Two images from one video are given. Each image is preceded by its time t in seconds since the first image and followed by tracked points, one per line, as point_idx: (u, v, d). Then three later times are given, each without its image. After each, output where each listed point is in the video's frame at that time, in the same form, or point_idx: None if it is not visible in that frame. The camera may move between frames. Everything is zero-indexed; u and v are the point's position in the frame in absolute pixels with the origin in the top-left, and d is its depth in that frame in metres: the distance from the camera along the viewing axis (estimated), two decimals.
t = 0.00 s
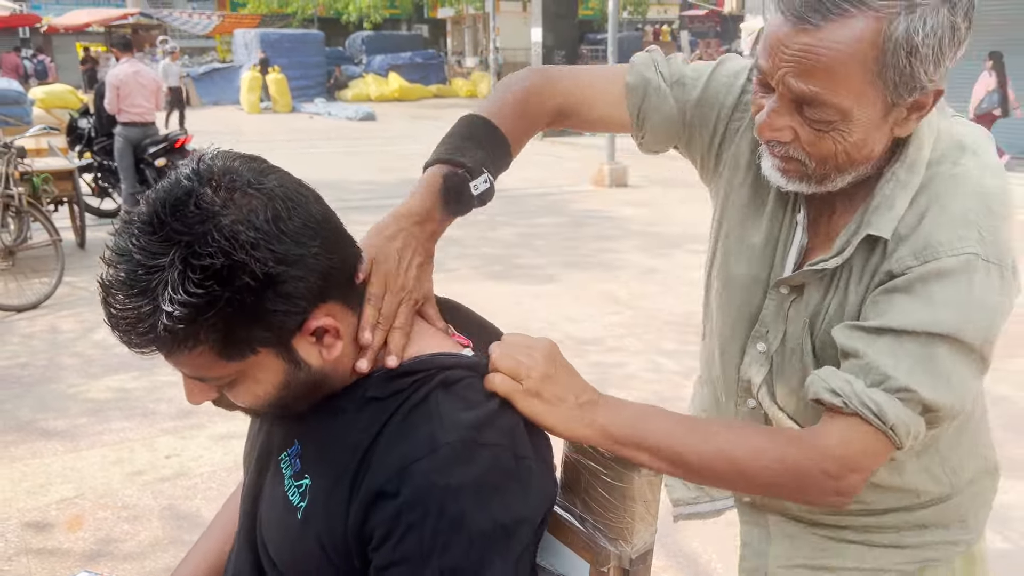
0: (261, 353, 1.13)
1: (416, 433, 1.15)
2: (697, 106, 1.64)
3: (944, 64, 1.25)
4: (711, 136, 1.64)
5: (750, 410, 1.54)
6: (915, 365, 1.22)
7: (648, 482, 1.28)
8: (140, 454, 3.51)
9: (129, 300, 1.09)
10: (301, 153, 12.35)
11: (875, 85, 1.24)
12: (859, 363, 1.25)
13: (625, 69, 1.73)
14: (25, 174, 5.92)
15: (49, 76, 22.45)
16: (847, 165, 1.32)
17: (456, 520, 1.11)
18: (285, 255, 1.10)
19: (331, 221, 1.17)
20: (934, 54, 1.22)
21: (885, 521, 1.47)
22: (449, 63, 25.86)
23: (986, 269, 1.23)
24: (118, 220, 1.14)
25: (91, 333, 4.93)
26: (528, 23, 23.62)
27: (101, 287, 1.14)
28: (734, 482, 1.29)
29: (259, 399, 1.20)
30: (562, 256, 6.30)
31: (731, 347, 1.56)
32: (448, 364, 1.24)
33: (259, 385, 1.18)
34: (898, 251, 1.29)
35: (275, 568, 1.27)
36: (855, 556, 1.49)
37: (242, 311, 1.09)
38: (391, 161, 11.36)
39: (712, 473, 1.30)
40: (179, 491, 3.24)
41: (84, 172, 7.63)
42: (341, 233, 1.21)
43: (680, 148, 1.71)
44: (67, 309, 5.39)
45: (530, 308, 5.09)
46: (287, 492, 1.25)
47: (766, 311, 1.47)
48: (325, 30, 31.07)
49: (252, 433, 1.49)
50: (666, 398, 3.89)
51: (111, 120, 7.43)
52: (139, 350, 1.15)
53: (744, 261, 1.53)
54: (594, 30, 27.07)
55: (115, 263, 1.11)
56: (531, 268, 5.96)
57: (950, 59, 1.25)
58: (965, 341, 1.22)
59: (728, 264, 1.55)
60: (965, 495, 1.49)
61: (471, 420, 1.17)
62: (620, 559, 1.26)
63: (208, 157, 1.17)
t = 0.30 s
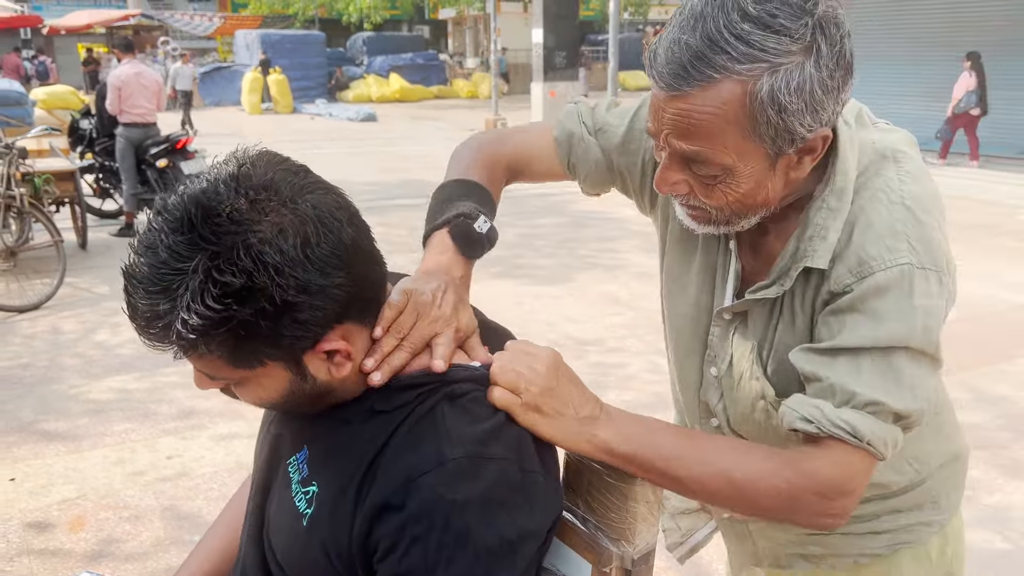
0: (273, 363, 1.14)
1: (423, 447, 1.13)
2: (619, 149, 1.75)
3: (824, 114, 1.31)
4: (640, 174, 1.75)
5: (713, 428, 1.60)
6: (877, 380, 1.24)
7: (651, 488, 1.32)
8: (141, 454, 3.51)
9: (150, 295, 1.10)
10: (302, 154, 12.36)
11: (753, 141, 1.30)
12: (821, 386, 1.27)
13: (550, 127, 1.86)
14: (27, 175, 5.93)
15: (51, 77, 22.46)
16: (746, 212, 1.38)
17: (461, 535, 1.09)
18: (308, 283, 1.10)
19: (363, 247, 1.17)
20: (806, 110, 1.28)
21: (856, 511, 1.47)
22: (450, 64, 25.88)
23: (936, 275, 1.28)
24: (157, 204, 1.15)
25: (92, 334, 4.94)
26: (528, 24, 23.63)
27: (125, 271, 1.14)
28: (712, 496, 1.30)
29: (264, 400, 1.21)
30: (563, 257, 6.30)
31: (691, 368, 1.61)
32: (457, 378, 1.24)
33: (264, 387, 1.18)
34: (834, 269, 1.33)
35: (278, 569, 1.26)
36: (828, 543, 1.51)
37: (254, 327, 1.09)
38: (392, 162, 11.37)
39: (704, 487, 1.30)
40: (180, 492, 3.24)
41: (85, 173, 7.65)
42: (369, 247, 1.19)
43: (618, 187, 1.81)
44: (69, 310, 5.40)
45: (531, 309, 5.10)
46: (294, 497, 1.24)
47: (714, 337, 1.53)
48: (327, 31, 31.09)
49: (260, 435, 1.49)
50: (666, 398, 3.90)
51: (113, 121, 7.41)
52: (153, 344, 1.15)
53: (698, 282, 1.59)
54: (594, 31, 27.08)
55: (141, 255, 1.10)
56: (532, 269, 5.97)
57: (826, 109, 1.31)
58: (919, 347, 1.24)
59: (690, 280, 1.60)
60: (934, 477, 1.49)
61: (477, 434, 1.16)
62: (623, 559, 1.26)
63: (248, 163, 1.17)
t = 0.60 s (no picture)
0: (319, 383, 1.14)
1: (452, 467, 1.13)
2: (661, 175, 1.69)
3: (907, 98, 1.32)
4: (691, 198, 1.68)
5: (756, 422, 1.57)
6: (915, 370, 1.24)
7: (653, 483, 1.27)
8: (142, 455, 3.51)
9: (190, 321, 1.08)
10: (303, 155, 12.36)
11: (843, 119, 1.30)
12: (860, 370, 1.27)
13: (590, 180, 1.79)
14: (28, 176, 5.93)
15: (51, 79, 22.47)
16: (819, 196, 1.37)
17: (489, 556, 1.09)
18: (364, 300, 1.10)
19: (396, 265, 1.16)
20: (896, 90, 1.29)
21: (882, 506, 1.48)
22: (451, 65, 25.87)
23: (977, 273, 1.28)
24: (184, 225, 1.14)
25: (93, 335, 4.94)
26: (528, 24, 23.61)
27: (158, 297, 1.13)
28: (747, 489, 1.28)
29: (293, 417, 1.21)
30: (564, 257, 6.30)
31: (734, 359, 1.60)
32: (480, 397, 1.23)
33: (299, 407, 1.18)
34: (888, 265, 1.33)
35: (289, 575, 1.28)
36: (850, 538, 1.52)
37: (306, 351, 1.09)
38: (393, 163, 11.36)
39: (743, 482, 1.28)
40: (181, 492, 3.24)
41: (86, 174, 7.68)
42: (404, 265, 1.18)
43: (670, 219, 1.75)
44: (69, 310, 5.40)
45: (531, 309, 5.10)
46: (310, 508, 1.25)
47: (757, 331, 1.51)
48: (328, 32, 31.09)
49: (269, 439, 1.50)
50: (668, 398, 3.89)
51: (114, 122, 7.39)
52: (191, 371, 1.15)
53: (745, 274, 1.58)
54: (594, 31, 27.06)
55: (182, 281, 1.09)
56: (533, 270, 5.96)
57: (909, 94, 1.32)
58: (959, 344, 1.25)
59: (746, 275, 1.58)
60: (956, 469, 1.50)
61: (503, 454, 1.16)
62: (625, 559, 1.26)
63: (288, 176, 1.17)
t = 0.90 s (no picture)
0: (340, 352, 1.15)
1: (477, 450, 1.15)
2: (737, 141, 1.64)
3: None
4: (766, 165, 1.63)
5: (800, 397, 1.52)
6: (988, 332, 1.21)
7: (653, 481, 1.23)
8: (143, 456, 3.51)
9: (220, 282, 1.10)
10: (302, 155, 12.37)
11: (981, 40, 1.25)
12: (929, 329, 1.24)
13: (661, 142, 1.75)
14: (27, 177, 5.93)
15: (50, 80, 22.47)
16: (934, 129, 1.32)
17: (509, 540, 1.10)
18: (389, 268, 1.12)
19: (420, 240, 1.18)
20: None
21: (920, 521, 1.46)
22: (450, 65, 25.86)
23: None
24: (217, 196, 1.17)
25: (93, 336, 4.94)
26: (528, 24, 23.58)
27: (188, 261, 1.15)
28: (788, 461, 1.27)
29: (317, 394, 1.21)
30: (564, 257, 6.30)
31: (786, 330, 1.54)
32: (503, 382, 1.25)
33: (322, 381, 1.19)
34: (970, 230, 1.28)
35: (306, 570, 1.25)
36: (884, 555, 1.50)
37: (335, 305, 1.10)
38: (392, 163, 11.36)
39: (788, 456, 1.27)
40: (181, 493, 3.24)
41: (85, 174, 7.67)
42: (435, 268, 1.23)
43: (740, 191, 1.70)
44: (70, 311, 5.40)
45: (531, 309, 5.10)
46: (329, 492, 1.24)
47: (821, 296, 1.47)
48: (327, 32, 31.08)
49: (285, 428, 1.49)
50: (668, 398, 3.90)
51: (114, 122, 7.37)
52: (214, 332, 1.18)
53: (806, 242, 1.54)
54: (594, 32, 27.03)
55: (213, 242, 1.11)
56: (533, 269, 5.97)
57: None
58: None
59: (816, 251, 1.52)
60: (1001, 493, 1.47)
61: (527, 444, 1.18)
62: (625, 558, 1.26)
63: (321, 151, 1.21)
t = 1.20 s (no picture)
0: (352, 300, 1.16)
1: (481, 418, 1.16)
2: (759, 116, 1.63)
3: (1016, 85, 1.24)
4: (769, 148, 1.64)
5: (808, 411, 1.55)
6: (977, 378, 1.22)
7: (657, 477, 1.22)
8: (143, 456, 3.51)
9: (252, 215, 1.13)
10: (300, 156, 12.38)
11: (946, 105, 1.23)
12: (920, 376, 1.25)
13: (683, 74, 1.72)
14: (26, 179, 5.94)
15: (47, 81, 22.47)
16: (911, 181, 1.32)
17: (511, 505, 1.11)
18: (412, 214, 1.15)
19: (440, 203, 1.21)
20: (1007, 77, 1.22)
21: (941, 524, 1.46)
22: (448, 66, 25.88)
23: None
24: (257, 147, 1.21)
25: (92, 336, 4.94)
26: (526, 25, 23.60)
27: (225, 202, 1.18)
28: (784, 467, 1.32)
29: (324, 354, 1.21)
30: (563, 257, 6.31)
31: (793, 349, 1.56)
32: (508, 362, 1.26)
33: (334, 332, 1.19)
34: (964, 268, 1.28)
35: (326, 564, 1.23)
36: (906, 558, 1.50)
37: (357, 237, 1.11)
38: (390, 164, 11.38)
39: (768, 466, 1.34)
40: (182, 493, 3.24)
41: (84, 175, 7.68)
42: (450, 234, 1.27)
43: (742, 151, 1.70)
44: (69, 312, 5.40)
45: (531, 309, 5.11)
46: (338, 468, 1.24)
47: (825, 316, 1.48)
48: (325, 33, 31.09)
49: (300, 418, 1.50)
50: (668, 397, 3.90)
51: (112, 123, 7.36)
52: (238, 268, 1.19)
53: (811, 259, 1.54)
54: (592, 32, 27.07)
55: (251, 180, 1.15)
56: (532, 269, 5.97)
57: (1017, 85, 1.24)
58: None
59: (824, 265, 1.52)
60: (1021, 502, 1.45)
61: (531, 415, 1.18)
62: (628, 554, 1.24)
63: (356, 117, 1.26)
